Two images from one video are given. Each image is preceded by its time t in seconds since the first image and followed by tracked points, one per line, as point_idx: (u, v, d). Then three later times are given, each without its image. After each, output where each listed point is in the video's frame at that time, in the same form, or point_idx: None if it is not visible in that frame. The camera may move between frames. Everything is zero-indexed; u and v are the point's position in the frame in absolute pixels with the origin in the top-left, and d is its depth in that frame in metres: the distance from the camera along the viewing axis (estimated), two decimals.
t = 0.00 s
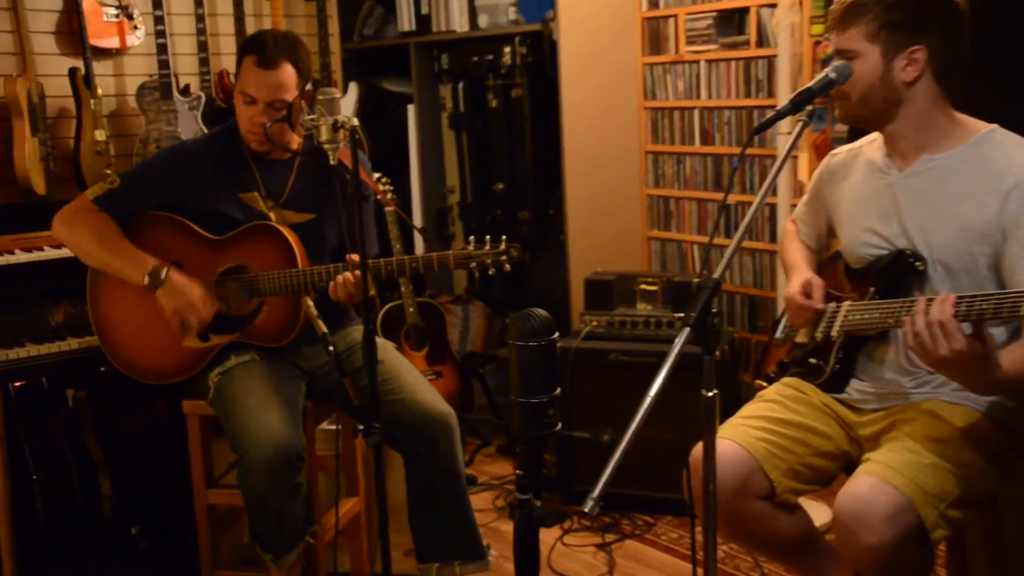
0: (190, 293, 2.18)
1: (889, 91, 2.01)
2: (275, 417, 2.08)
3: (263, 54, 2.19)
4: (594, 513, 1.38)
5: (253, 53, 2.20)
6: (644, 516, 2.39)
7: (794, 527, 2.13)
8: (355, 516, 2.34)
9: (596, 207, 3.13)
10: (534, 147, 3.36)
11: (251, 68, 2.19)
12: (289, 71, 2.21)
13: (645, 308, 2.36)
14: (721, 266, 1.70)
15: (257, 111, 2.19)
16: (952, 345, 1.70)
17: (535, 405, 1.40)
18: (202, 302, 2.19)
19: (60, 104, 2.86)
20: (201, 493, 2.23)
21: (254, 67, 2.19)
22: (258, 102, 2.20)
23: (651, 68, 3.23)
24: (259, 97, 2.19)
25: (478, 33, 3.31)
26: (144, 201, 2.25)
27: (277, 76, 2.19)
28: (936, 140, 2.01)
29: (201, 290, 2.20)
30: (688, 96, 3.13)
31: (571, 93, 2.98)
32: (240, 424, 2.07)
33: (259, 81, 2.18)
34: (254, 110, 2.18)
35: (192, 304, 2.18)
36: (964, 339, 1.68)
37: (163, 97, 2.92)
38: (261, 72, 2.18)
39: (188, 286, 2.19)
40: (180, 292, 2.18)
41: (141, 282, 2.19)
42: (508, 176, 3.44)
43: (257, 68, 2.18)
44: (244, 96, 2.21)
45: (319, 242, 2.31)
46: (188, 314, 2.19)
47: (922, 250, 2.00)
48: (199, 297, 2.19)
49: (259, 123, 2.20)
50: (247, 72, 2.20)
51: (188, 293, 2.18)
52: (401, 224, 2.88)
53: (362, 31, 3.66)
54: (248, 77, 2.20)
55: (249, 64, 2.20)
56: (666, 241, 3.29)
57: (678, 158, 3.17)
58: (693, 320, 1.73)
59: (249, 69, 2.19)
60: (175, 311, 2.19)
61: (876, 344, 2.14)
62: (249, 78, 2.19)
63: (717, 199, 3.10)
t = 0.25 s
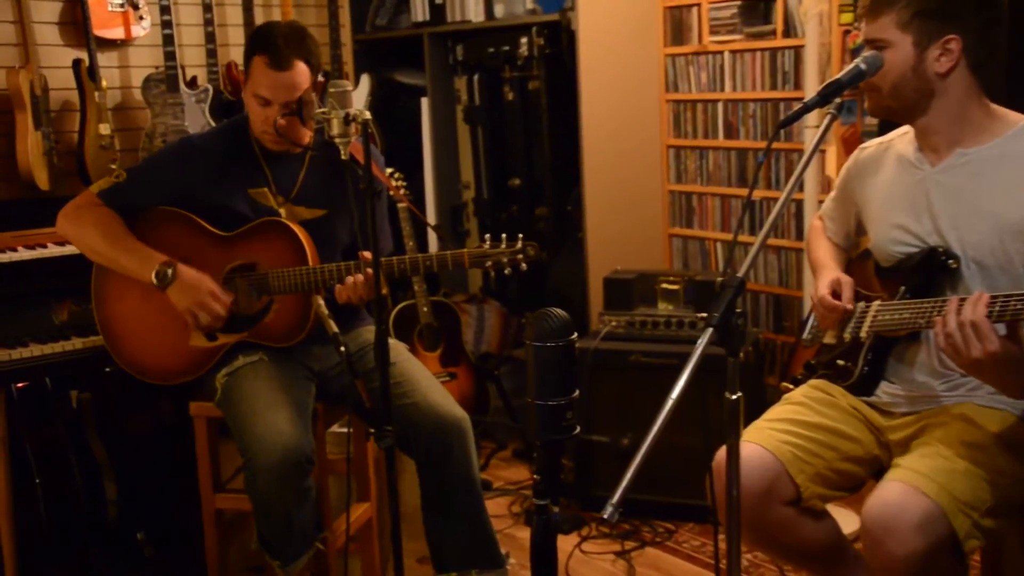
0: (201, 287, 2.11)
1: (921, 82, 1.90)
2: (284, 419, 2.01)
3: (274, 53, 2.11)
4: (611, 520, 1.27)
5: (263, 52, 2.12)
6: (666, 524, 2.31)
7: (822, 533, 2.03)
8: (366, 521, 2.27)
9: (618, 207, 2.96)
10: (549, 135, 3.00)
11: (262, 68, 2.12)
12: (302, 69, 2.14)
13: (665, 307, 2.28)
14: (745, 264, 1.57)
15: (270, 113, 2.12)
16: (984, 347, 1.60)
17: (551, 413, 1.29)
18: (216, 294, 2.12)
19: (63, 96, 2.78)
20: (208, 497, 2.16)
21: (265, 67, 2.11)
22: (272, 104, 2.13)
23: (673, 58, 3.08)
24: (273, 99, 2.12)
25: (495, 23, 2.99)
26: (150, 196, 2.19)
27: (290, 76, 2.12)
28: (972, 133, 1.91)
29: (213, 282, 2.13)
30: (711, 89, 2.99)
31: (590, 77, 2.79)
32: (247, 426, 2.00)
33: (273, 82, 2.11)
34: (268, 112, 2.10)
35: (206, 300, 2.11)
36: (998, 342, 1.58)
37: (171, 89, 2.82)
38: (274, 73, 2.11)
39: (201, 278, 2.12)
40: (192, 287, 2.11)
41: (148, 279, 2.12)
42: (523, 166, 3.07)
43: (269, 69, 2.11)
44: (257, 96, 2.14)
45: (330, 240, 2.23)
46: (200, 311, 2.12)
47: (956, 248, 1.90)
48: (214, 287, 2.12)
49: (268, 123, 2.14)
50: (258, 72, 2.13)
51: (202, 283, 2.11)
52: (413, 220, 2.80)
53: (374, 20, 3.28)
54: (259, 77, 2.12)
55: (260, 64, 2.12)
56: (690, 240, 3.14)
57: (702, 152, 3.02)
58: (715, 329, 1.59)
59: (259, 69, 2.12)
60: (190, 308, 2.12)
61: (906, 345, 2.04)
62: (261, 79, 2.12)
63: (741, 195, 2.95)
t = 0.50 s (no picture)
0: (208, 250, 2.00)
1: (949, 73, 1.80)
2: (289, 421, 1.94)
3: (291, 53, 2.03)
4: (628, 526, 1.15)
5: (280, 54, 2.03)
6: (685, 532, 2.22)
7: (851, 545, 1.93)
8: (375, 528, 2.19)
9: (631, 209, 2.84)
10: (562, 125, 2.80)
11: (279, 66, 2.04)
12: (320, 68, 2.06)
13: (686, 307, 2.19)
14: (769, 264, 1.47)
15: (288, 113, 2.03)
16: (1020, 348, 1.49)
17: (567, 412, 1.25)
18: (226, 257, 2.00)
19: (60, 88, 2.62)
20: (211, 502, 2.09)
21: (283, 68, 2.03)
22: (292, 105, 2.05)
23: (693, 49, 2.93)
24: (293, 100, 2.04)
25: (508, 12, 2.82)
26: (151, 192, 2.11)
27: (310, 76, 2.04)
28: (1006, 125, 1.81)
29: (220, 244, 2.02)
30: (732, 80, 2.83)
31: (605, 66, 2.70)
32: (250, 429, 1.93)
33: (293, 82, 2.03)
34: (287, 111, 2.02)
35: (215, 262, 2.00)
36: None
37: (173, 81, 2.70)
38: (293, 73, 2.03)
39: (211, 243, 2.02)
40: (197, 254, 2.01)
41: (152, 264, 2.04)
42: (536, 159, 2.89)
43: (287, 69, 2.03)
44: (273, 96, 2.06)
45: (337, 238, 2.16)
46: (219, 278, 2.01)
47: (989, 245, 1.80)
48: (221, 249, 2.00)
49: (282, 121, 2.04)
50: (274, 71, 2.04)
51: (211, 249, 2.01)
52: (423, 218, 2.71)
53: (382, 9, 3.20)
54: (276, 77, 2.04)
55: (278, 65, 2.04)
56: (710, 237, 2.98)
57: (721, 147, 2.88)
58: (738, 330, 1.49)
59: (276, 68, 2.04)
60: (205, 276, 2.01)
61: (935, 346, 1.93)
62: (279, 80, 2.04)
63: (766, 189, 2.77)
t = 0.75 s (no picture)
0: (206, 288, 1.96)
1: (985, 67, 1.71)
2: (298, 426, 1.87)
3: (304, 41, 1.99)
4: (648, 533, 1.16)
5: (293, 39, 1.99)
6: (704, 541, 2.15)
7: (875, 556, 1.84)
8: (385, 535, 2.14)
9: (655, 202, 2.69)
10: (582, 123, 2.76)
11: (294, 53, 1.99)
12: (333, 57, 2.02)
13: (706, 309, 2.13)
14: (793, 262, 1.41)
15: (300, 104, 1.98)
16: None
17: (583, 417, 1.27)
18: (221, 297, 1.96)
19: (62, 81, 2.56)
20: (216, 508, 2.04)
21: (297, 55, 1.99)
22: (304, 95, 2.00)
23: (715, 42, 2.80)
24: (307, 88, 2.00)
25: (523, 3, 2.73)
26: (156, 189, 2.05)
27: (324, 64, 2.00)
28: None
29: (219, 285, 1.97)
30: (754, 74, 2.71)
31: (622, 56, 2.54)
32: (259, 435, 1.86)
33: (307, 71, 1.99)
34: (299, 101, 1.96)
35: (210, 299, 1.95)
36: None
37: (180, 74, 2.66)
38: (307, 60, 1.99)
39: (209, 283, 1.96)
40: (197, 288, 1.95)
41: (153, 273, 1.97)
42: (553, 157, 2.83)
43: (301, 56, 1.99)
44: (286, 87, 2.01)
45: (348, 236, 2.10)
46: (201, 315, 1.96)
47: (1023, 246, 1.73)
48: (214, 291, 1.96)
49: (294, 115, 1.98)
50: (288, 59, 2.00)
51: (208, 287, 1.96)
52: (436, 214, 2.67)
53: None
54: (290, 65, 2.00)
55: (291, 53, 1.99)
56: (732, 238, 2.84)
57: (744, 143, 2.74)
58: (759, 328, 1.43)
59: (290, 55, 1.99)
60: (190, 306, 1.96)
61: (965, 351, 1.83)
62: (294, 68, 2.00)
63: (791, 188, 2.67)
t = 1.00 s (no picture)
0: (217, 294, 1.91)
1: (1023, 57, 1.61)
2: (305, 429, 1.81)
3: (312, 32, 1.92)
4: (665, 543, 1.12)
5: (300, 31, 1.92)
6: (723, 552, 2.08)
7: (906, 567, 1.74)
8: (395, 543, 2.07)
9: (678, 200, 2.57)
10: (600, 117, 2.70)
11: (300, 45, 1.92)
12: (342, 49, 1.95)
13: (727, 310, 2.07)
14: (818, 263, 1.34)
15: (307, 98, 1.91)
16: None
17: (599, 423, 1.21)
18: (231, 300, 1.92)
19: (65, 74, 2.51)
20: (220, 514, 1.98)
21: (303, 48, 1.92)
22: (311, 89, 1.94)
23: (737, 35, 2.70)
24: (314, 81, 1.93)
25: None
26: (161, 184, 1.99)
27: (331, 57, 1.93)
28: None
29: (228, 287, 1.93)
30: (779, 69, 2.62)
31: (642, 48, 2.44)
32: (264, 439, 1.80)
33: (313, 64, 1.92)
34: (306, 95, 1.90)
35: (220, 303, 1.91)
36: None
37: (185, 67, 2.60)
38: (313, 53, 1.92)
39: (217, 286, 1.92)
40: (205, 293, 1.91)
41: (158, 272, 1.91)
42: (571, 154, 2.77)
43: (306, 48, 1.92)
44: (292, 80, 1.95)
45: (358, 234, 2.04)
46: (212, 319, 1.92)
47: None
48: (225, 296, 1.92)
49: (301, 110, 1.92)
50: (293, 51, 1.93)
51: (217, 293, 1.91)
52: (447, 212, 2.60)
53: None
54: (296, 57, 1.93)
55: (298, 45, 1.93)
56: (754, 237, 2.75)
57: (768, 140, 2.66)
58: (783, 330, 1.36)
59: (295, 46, 1.93)
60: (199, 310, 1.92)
61: (999, 354, 1.73)
62: (299, 61, 1.93)
63: (817, 186, 2.58)
